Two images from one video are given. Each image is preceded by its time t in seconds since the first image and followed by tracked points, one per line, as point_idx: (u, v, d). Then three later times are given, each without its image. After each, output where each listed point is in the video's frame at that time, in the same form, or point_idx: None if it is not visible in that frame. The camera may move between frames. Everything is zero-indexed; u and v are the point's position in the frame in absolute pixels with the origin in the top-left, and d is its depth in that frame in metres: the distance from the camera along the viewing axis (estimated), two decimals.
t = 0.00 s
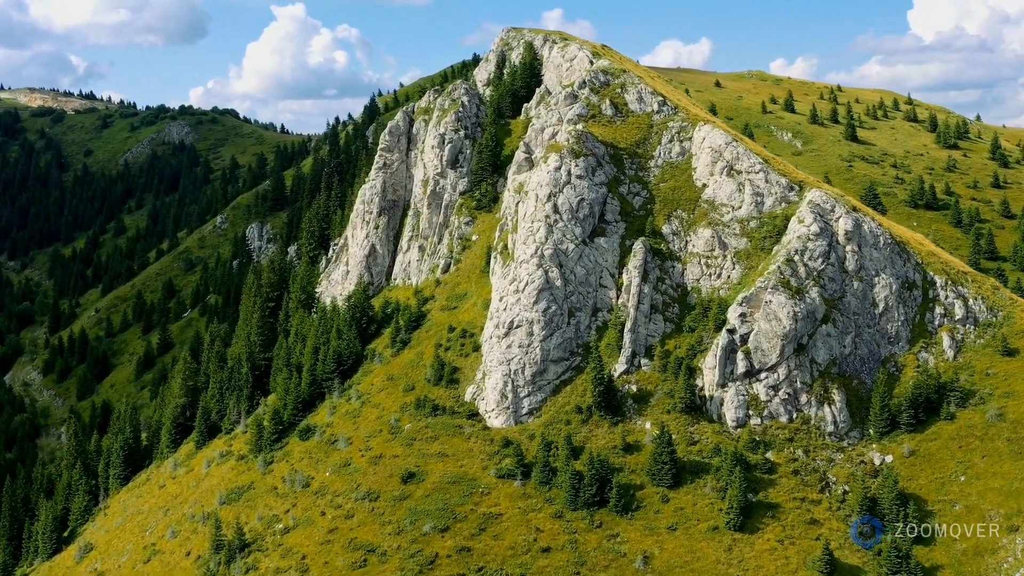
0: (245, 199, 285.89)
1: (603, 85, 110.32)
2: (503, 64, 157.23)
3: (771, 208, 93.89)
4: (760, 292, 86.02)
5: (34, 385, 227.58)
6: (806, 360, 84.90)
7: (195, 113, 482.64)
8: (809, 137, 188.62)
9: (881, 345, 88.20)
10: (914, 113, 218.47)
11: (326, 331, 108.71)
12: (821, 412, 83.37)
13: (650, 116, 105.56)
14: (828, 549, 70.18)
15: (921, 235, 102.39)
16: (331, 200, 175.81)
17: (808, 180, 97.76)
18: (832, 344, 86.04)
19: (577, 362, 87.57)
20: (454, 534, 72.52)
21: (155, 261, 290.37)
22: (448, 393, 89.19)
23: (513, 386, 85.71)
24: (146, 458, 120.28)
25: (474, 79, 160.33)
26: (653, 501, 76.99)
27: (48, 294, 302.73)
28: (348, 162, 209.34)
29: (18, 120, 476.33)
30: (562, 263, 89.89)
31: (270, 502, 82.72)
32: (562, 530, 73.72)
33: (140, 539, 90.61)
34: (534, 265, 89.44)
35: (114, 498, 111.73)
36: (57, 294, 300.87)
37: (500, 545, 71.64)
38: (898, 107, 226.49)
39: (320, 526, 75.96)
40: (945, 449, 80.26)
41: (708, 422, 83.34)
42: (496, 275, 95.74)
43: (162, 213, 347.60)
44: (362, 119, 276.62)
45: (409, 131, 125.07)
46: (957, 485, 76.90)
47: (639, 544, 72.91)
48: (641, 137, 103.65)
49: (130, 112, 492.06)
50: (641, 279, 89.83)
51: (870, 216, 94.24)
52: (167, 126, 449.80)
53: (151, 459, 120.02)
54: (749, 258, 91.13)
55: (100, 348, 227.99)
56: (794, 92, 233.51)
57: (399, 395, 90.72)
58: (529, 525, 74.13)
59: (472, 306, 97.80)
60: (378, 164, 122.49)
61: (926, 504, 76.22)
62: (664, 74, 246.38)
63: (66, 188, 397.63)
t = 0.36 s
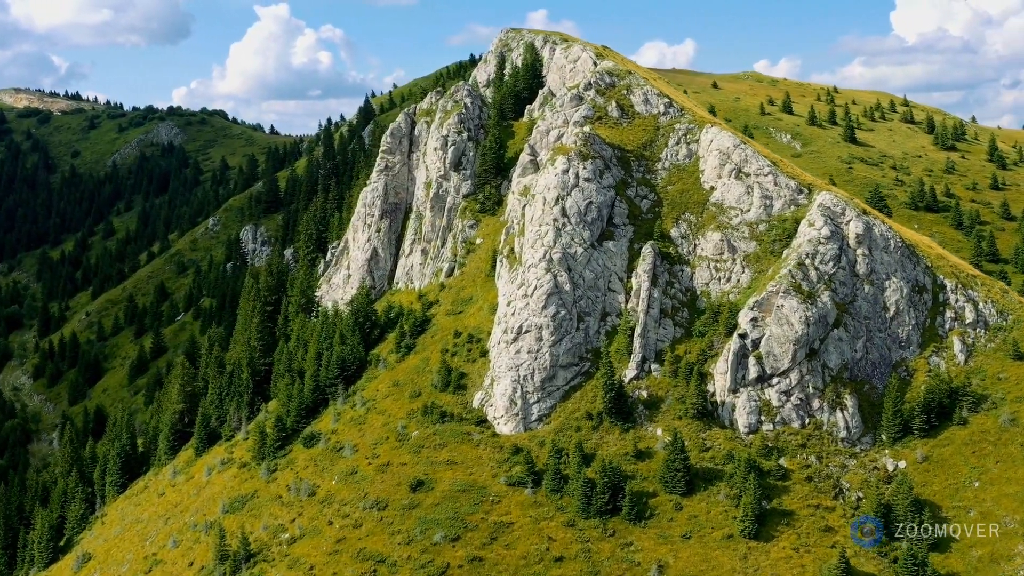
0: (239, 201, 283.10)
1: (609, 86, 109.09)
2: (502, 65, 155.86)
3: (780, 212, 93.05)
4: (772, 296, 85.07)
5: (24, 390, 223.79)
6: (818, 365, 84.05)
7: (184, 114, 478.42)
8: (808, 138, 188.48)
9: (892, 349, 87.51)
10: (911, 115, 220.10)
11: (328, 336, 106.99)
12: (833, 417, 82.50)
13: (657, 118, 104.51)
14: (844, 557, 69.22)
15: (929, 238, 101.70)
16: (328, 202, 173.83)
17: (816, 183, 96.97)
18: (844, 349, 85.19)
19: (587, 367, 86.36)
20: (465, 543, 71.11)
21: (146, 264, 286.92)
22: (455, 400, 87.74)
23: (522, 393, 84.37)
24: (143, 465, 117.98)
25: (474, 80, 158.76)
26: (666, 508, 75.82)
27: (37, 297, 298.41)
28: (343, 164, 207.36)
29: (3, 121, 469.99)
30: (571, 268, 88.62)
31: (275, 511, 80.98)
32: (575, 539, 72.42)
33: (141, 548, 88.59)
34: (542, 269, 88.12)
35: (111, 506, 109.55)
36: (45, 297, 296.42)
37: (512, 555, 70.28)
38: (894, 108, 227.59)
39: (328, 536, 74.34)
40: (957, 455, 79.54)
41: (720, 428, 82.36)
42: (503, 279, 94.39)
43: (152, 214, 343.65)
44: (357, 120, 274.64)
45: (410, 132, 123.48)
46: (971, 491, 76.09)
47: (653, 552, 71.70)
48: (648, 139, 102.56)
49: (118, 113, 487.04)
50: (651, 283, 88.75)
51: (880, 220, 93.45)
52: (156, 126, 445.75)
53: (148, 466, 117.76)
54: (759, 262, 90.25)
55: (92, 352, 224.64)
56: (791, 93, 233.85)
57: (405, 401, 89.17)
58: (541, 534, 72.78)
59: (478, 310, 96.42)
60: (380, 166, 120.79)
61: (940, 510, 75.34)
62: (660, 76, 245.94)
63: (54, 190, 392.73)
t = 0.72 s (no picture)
0: (230, 203, 280.00)
1: (616, 88, 107.92)
2: (503, 67, 154.43)
3: (791, 215, 92.19)
4: (785, 301, 84.04)
5: (12, 395, 219.57)
6: (831, 371, 83.12)
7: (171, 114, 473.37)
8: (807, 140, 188.32)
9: (904, 354, 86.75)
10: (908, 117, 221.40)
11: (331, 342, 105.16)
12: (847, 424, 81.55)
13: (664, 120, 103.44)
14: (863, 566, 68.15)
15: (938, 242, 101.09)
16: (324, 204, 171.71)
17: (826, 187, 96.18)
18: (857, 354, 84.35)
19: (597, 374, 85.04)
20: (478, 554, 69.51)
21: (136, 266, 283.06)
22: (464, 407, 86.17)
23: (532, 400, 82.94)
24: (141, 473, 115.63)
25: (473, 81, 157.16)
26: (681, 517, 74.52)
27: (25, 300, 293.50)
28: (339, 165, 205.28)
29: None
30: (581, 272, 87.26)
31: (281, 521, 79.09)
32: (589, 550, 70.95)
33: (141, 559, 86.39)
34: (552, 274, 86.69)
35: (108, 515, 107.21)
36: (32, 300, 291.55)
37: (526, 566, 68.71)
38: (891, 110, 228.64)
39: (336, 547, 72.54)
40: (972, 461, 78.71)
41: (734, 435, 81.27)
42: (511, 284, 92.93)
43: (141, 216, 339.25)
44: (352, 121, 272.41)
45: (412, 135, 121.89)
46: (987, 498, 75.15)
47: (669, 563, 70.33)
48: (656, 142, 101.45)
49: (104, 113, 481.07)
50: (662, 288, 87.57)
51: (891, 223, 92.69)
52: (143, 127, 441.09)
53: (145, 474, 115.39)
54: (770, 266, 89.35)
55: (82, 356, 220.99)
56: (788, 95, 234.23)
57: (413, 409, 87.52)
58: (555, 544, 71.25)
59: (485, 316, 94.92)
60: (382, 168, 119.02)
61: (957, 517, 74.30)
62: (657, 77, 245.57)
63: (40, 191, 387.22)
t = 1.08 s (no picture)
0: (222, 205, 277.00)
1: (621, 90, 106.69)
2: (502, 68, 152.90)
3: (800, 218, 91.29)
4: (797, 306, 83.02)
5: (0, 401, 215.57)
6: (844, 377, 82.20)
7: (158, 115, 468.39)
8: (805, 142, 188.25)
9: (916, 359, 85.94)
10: (903, 118, 222.45)
11: (333, 347, 103.35)
12: (860, 430, 80.61)
13: (671, 122, 102.34)
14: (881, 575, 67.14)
15: (946, 245, 100.14)
16: (321, 207, 169.62)
17: (835, 190, 95.29)
18: (869, 359, 83.48)
19: (607, 380, 83.78)
20: (490, 566, 67.94)
21: (126, 269, 279.34)
22: (472, 414, 84.66)
23: (542, 407, 81.57)
24: (138, 480, 113.57)
25: (472, 82, 155.48)
26: (695, 527, 73.26)
27: (12, 303, 288.85)
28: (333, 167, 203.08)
29: None
30: (590, 277, 85.92)
31: (287, 532, 77.23)
32: (603, 560, 69.55)
33: (141, 570, 84.33)
34: (561, 279, 85.27)
35: (105, 524, 105.11)
36: (20, 303, 286.86)
37: None
38: (886, 112, 229.76)
39: (345, 559, 70.78)
40: (986, 468, 77.68)
41: (746, 442, 80.18)
42: (518, 289, 91.50)
43: (130, 218, 335.04)
44: (346, 122, 270.39)
45: (414, 137, 120.33)
46: (1002, 505, 74.01)
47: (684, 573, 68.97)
48: (663, 144, 100.28)
49: (90, 114, 475.41)
50: (672, 292, 86.45)
51: (901, 227, 91.80)
52: (130, 128, 436.25)
53: (142, 481, 113.35)
54: (780, 270, 88.46)
55: (72, 361, 217.52)
56: (783, 96, 234.60)
57: (419, 416, 85.90)
58: (568, 555, 69.83)
59: (492, 321, 93.43)
60: (383, 171, 117.28)
61: (972, 525, 73.15)
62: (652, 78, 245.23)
63: (26, 192, 381.88)
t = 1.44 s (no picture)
0: (210, 208, 273.45)
1: (625, 91, 105.27)
2: (498, 69, 151.26)
3: (808, 222, 90.40)
4: (807, 311, 82.00)
5: None
6: (855, 383, 81.27)
7: (143, 115, 462.21)
8: (801, 143, 188.18)
9: (925, 364, 85.21)
10: (896, 118, 223.43)
11: (333, 353, 101.35)
12: (872, 437, 79.66)
13: (675, 125, 101.23)
14: None
15: (952, 248, 99.74)
16: (314, 209, 167.28)
17: (842, 193, 94.43)
18: (879, 365, 82.61)
19: (616, 387, 82.40)
20: None
21: (113, 272, 274.87)
22: (479, 422, 82.94)
23: (550, 415, 80.00)
24: (131, 489, 111.30)
25: (468, 83, 153.71)
26: (708, 536, 71.89)
27: None
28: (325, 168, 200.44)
29: None
30: (598, 282, 84.42)
31: (290, 544, 75.20)
32: (616, 571, 67.97)
33: None
34: (568, 284, 83.64)
35: (99, 535, 102.90)
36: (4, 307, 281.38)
37: None
38: (879, 113, 230.69)
39: (352, 571, 68.86)
40: (998, 474, 76.79)
41: (758, 449, 79.03)
42: (524, 294, 89.87)
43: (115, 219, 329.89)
44: (337, 122, 267.67)
45: (413, 139, 118.43)
46: (1016, 512, 73.04)
47: None
48: (668, 146, 99.04)
49: (73, 114, 468.33)
50: (680, 297, 85.18)
51: (909, 230, 91.02)
52: (113, 128, 429.82)
53: (136, 490, 111.11)
54: (788, 275, 87.53)
55: (59, 366, 213.40)
56: (777, 96, 234.81)
57: (424, 424, 84.11)
58: (580, 566, 68.21)
59: (496, 327, 91.77)
60: (382, 174, 115.21)
61: (986, 531, 72.12)
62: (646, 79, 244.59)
63: (8, 194, 375.03)
